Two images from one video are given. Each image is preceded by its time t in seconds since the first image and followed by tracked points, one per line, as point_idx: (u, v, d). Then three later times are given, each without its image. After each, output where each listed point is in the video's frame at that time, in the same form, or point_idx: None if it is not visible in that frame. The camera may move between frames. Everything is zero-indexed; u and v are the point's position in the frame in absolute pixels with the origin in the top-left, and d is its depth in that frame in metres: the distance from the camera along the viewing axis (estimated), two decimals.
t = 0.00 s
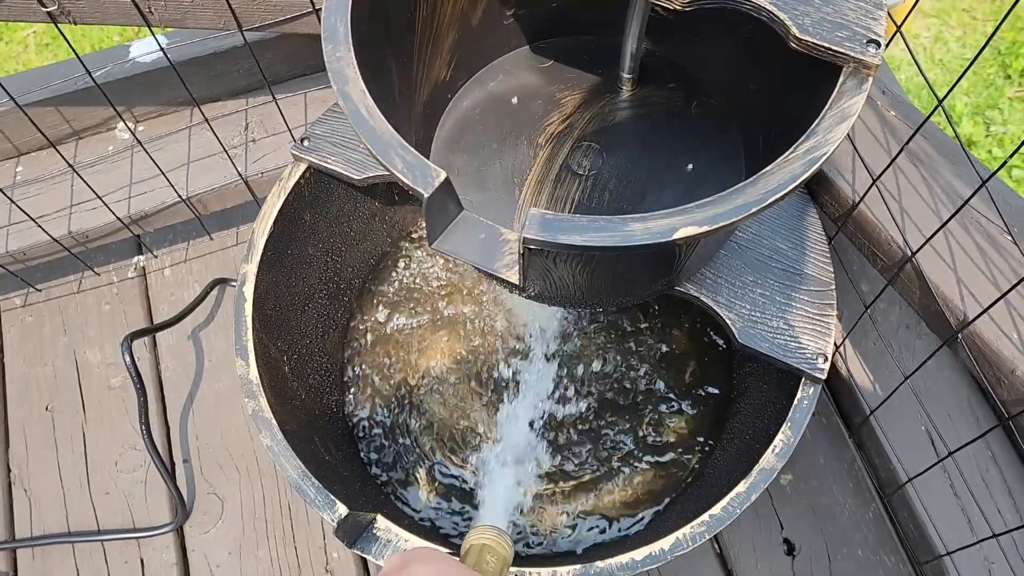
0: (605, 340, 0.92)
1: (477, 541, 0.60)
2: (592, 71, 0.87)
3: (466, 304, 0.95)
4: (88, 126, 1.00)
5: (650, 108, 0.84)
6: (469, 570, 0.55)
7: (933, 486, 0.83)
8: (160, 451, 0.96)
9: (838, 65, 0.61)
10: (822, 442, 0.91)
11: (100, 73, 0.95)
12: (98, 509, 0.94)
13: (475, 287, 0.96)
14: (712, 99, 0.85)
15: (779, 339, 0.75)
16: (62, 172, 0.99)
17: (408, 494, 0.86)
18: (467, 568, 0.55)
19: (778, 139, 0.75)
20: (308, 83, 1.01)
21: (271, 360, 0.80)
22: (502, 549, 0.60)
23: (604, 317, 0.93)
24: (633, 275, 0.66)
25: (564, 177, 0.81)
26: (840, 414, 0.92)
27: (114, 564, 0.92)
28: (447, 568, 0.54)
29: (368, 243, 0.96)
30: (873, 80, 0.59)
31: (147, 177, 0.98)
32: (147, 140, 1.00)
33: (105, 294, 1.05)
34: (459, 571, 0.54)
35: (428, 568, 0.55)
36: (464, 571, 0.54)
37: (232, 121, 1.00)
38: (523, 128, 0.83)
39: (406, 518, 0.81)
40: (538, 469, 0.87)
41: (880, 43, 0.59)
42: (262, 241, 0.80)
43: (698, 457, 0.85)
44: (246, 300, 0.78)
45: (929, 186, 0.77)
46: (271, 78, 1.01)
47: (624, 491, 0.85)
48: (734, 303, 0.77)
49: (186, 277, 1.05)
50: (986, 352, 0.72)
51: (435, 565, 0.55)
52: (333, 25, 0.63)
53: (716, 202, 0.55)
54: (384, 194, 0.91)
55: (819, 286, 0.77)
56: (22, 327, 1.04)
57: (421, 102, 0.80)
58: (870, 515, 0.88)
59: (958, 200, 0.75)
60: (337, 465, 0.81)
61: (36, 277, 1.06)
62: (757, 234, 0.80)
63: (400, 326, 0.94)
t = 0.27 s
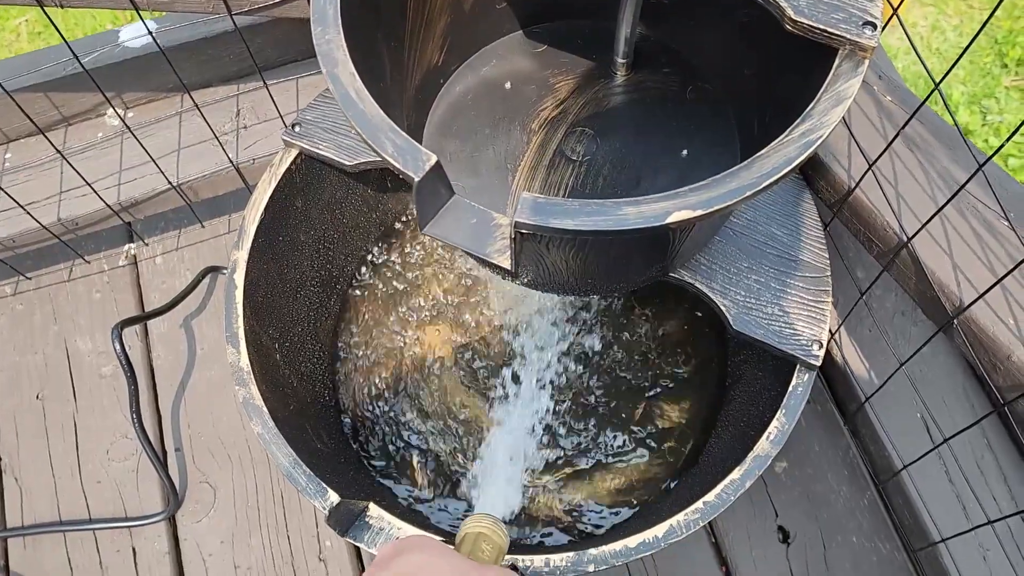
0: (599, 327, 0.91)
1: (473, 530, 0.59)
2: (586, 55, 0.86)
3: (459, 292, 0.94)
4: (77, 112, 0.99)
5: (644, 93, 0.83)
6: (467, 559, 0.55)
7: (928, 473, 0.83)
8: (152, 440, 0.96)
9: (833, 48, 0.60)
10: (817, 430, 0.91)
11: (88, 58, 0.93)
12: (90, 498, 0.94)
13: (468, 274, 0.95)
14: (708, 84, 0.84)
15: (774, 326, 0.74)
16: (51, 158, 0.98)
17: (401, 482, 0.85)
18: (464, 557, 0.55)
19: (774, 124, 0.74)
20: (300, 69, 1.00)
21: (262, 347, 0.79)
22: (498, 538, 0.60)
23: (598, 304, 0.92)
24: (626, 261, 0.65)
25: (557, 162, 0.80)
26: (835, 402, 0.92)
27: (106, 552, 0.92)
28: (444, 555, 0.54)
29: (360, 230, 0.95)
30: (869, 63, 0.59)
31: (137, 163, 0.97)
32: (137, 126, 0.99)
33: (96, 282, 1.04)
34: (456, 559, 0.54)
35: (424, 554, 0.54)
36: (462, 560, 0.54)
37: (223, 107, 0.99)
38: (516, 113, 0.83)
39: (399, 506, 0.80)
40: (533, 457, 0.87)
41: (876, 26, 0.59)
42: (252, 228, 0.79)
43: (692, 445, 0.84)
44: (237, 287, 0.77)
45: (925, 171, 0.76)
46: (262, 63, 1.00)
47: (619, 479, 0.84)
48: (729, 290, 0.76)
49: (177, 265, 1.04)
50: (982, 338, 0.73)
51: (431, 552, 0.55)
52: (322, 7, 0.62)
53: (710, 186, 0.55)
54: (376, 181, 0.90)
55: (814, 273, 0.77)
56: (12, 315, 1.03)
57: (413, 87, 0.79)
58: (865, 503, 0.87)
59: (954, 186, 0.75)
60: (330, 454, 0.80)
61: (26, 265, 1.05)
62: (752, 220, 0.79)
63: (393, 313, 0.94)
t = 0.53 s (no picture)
0: (598, 311, 0.91)
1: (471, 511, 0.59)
2: (584, 35, 0.85)
3: (456, 276, 0.93)
4: (69, 94, 0.97)
5: (643, 74, 0.82)
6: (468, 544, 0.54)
7: (929, 457, 0.82)
8: (147, 426, 0.95)
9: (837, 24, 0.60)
10: (817, 415, 0.90)
11: (80, 39, 0.91)
12: (84, 484, 0.93)
13: (465, 259, 0.94)
14: (708, 64, 0.83)
15: (775, 308, 0.74)
16: (43, 141, 0.97)
17: (398, 467, 0.85)
18: (464, 541, 0.54)
19: (775, 104, 0.74)
20: (294, 50, 0.99)
21: (257, 331, 0.79)
22: (495, 520, 0.59)
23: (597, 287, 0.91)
24: (625, 241, 0.65)
25: (555, 143, 0.79)
26: (835, 386, 0.91)
27: (102, 539, 0.91)
28: (443, 538, 0.53)
29: (356, 213, 0.94)
30: (873, 38, 0.58)
31: (130, 146, 0.96)
32: (130, 108, 0.98)
33: (90, 267, 1.03)
34: (455, 543, 0.53)
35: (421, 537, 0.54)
36: (461, 544, 0.53)
37: (217, 89, 0.98)
38: (514, 94, 0.82)
39: (396, 491, 0.80)
40: (531, 442, 0.86)
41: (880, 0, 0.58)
42: (247, 210, 0.78)
43: (690, 429, 0.84)
44: (231, 271, 0.76)
45: (927, 152, 0.76)
46: (256, 45, 0.99)
47: (617, 463, 0.84)
48: (729, 272, 0.75)
49: (171, 250, 1.03)
50: (984, 319, 0.74)
51: (428, 535, 0.54)
52: None
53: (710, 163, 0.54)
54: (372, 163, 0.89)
55: (814, 254, 0.76)
56: (5, 300, 1.02)
57: (409, 67, 0.78)
58: (865, 488, 0.87)
59: (957, 167, 0.75)
60: (326, 438, 0.80)
61: (19, 250, 1.04)
62: (752, 202, 0.79)
63: (389, 297, 0.93)
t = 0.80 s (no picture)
0: (599, 295, 0.91)
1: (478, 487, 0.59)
2: (585, 17, 0.84)
3: (457, 261, 0.93)
4: (67, 78, 0.97)
5: (645, 56, 0.82)
6: (475, 519, 0.54)
7: (930, 440, 0.82)
8: (148, 411, 0.95)
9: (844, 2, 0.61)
10: (818, 400, 0.90)
11: (80, 23, 0.90)
12: (85, 469, 0.93)
13: (465, 243, 0.94)
14: (710, 46, 0.83)
15: (776, 291, 0.74)
16: (42, 126, 0.96)
17: (399, 452, 0.85)
18: (470, 516, 0.54)
19: (777, 86, 0.73)
20: (294, 34, 0.99)
21: (258, 314, 0.78)
22: (502, 495, 0.59)
23: (598, 271, 0.91)
24: (627, 222, 0.64)
25: (557, 126, 0.79)
26: (836, 371, 0.91)
27: (103, 523, 0.91)
28: (449, 514, 0.53)
29: (356, 198, 0.93)
30: (877, 18, 0.57)
31: (129, 130, 0.95)
32: (129, 92, 0.97)
33: (89, 253, 1.03)
34: (462, 519, 0.53)
35: (427, 513, 0.53)
36: (468, 519, 0.53)
37: (217, 73, 0.97)
38: (515, 77, 0.81)
39: (397, 474, 0.80)
40: (532, 426, 0.86)
41: None
42: (247, 194, 0.78)
43: (692, 413, 0.84)
44: (232, 254, 0.76)
45: (930, 134, 0.77)
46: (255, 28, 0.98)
47: (618, 447, 0.84)
48: (730, 255, 0.75)
49: (171, 235, 1.03)
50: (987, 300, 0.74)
51: (434, 510, 0.54)
52: None
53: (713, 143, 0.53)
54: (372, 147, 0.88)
55: (817, 237, 0.76)
56: (4, 285, 1.02)
57: (410, 48, 0.77)
58: (866, 472, 0.87)
59: (960, 149, 0.76)
60: (327, 422, 0.80)
61: (19, 235, 1.04)
62: (754, 185, 0.78)
63: (389, 282, 0.93)
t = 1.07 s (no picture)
0: (599, 283, 0.90)
1: (478, 469, 0.59)
2: (586, 3, 0.84)
3: (457, 249, 0.93)
4: (64, 66, 0.96)
5: (646, 42, 0.82)
6: (475, 502, 0.54)
7: (932, 428, 0.82)
8: (148, 400, 0.95)
9: None
10: (819, 388, 0.90)
11: (77, 9, 0.90)
12: (85, 458, 0.93)
13: (465, 231, 0.93)
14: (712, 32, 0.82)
15: (778, 278, 0.73)
16: (40, 113, 0.95)
17: (400, 441, 0.85)
18: (469, 498, 0.54)
19: (781, 72, 0.73)
20: (292, 20, 0.98)
21: (257, 303, 0.78)
22: (502, 477, 0.60)
23: (600, 260, 0.91)
24: (629, 208, 0.64)
25: (557, 113, 0.78)
26: (837, 359, 0.91)
27: (103, 512, 0.91)
28: (448, 496, 0.53)
29: (355, 185, 0.93)
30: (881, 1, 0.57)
31: (128, 118, 0.95)
32: (127, 80, 0.96)
33: (88, 242, 1.02)
34: (461, 501, 0.53)
35: (427, 496, 0.53)
36: (468, 502, 0.53)
37: (215, 60, 0.97)
38: (515, 63, 0.81)
39: (398, 462, 0.80)
40: (532, 415, 0.86)
41: None
42: (246, 181, 0.77)
43: (693, 401, 0.84)
44: (231, 242, 0.75)
45: (934, 120, 0.76)
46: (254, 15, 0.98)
47: (619, 435, 0.84)
48: (732, 242, 0.75)
49: (170, 224, 1.02)
50: (991, 286, 0.74)
51: (433, 493, 0.54)
52: None
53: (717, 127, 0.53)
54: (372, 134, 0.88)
55: (819, 224, 0.76)
56: (3, 275, 1.01)
57: (411, 34, 0.77)
58: (867, 460, 0.87)
59: (963, 135, 0.75)
60: (328, 410, 0.80)
61: (17, 224, 1.04)
62: (757, 172, 0.78)
63: (390, 270, 0.92)
